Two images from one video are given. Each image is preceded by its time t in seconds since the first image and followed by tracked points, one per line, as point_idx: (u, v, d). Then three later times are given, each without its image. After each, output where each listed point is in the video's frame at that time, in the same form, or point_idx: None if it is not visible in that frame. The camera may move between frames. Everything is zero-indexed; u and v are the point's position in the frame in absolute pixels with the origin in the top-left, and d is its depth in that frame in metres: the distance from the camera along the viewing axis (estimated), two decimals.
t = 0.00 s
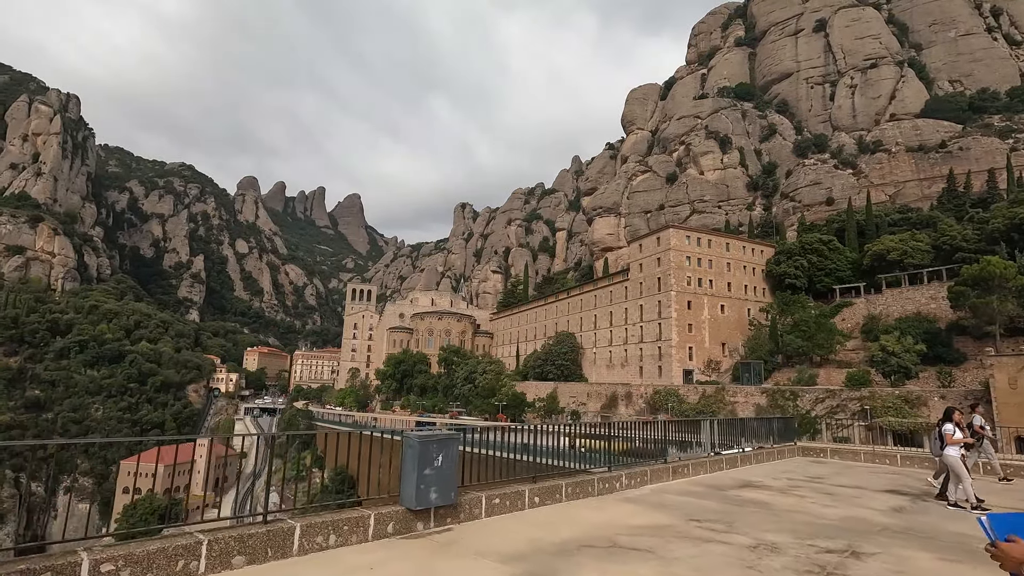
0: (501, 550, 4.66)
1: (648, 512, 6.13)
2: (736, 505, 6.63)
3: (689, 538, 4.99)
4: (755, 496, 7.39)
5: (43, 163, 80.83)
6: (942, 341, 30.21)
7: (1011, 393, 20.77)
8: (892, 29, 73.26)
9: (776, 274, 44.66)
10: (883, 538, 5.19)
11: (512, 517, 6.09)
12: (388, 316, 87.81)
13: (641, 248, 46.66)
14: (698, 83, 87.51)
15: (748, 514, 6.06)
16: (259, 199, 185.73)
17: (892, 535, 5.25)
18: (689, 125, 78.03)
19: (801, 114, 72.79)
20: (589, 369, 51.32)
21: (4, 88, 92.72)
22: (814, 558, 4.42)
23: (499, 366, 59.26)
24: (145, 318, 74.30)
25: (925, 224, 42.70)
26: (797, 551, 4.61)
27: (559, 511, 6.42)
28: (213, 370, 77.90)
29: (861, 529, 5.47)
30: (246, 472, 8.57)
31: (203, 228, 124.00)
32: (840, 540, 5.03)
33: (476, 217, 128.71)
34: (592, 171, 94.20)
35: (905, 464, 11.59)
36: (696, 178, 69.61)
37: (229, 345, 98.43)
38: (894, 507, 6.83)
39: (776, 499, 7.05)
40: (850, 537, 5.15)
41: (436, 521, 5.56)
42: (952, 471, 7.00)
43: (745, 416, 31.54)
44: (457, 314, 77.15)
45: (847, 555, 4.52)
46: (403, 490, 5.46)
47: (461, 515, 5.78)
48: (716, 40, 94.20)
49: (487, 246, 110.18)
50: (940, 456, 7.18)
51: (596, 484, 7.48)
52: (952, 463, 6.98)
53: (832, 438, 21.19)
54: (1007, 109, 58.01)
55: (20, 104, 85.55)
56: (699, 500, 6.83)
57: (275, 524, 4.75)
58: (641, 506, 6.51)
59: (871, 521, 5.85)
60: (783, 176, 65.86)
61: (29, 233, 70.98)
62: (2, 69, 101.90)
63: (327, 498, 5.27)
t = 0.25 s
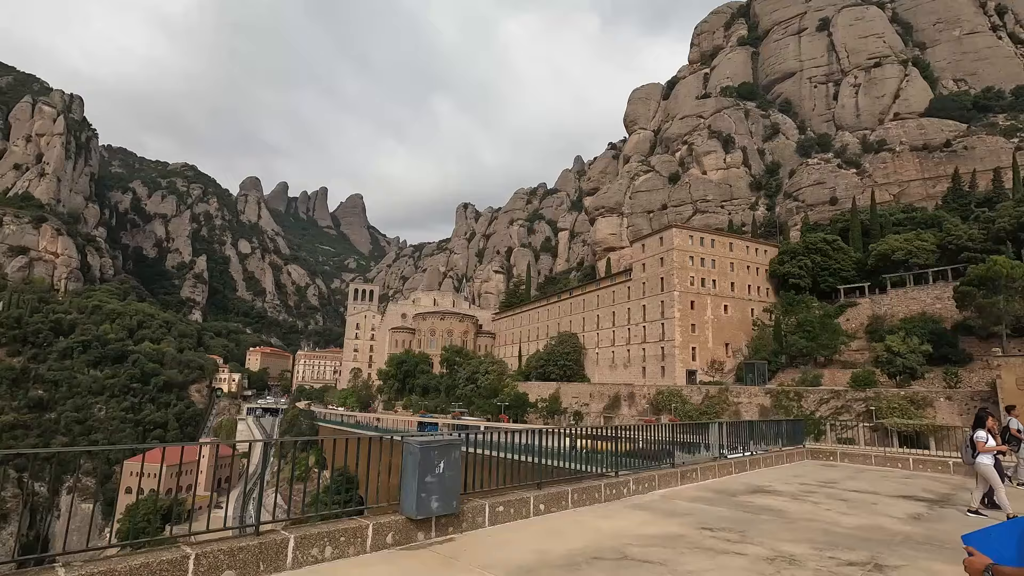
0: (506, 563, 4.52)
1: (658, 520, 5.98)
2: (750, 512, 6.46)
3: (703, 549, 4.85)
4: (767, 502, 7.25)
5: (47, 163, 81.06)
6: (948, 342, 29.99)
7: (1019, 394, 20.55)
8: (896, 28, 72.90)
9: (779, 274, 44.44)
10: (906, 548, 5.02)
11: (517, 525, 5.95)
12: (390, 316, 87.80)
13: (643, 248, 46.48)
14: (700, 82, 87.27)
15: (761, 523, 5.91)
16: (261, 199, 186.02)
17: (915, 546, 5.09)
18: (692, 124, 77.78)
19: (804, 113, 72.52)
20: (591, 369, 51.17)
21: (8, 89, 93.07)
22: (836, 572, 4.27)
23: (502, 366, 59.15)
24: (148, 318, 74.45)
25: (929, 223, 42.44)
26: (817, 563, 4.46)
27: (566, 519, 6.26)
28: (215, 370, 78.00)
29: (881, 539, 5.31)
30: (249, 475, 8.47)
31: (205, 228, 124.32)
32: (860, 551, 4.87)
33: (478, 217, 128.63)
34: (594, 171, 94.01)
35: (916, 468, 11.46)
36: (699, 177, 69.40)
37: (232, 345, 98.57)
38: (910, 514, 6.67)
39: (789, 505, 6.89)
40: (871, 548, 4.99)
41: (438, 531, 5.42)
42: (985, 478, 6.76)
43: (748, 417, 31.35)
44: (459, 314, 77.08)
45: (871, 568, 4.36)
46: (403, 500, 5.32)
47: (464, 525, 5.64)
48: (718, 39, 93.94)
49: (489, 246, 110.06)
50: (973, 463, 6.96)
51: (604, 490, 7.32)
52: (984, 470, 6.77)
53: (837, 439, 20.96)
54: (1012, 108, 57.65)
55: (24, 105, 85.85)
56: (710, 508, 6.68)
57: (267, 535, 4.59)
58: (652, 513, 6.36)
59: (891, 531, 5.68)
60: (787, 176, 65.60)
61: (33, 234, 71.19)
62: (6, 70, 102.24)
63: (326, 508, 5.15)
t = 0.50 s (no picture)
0: (508, 568, 4.40)
1: (668, 523, 5.86)
2: (761, 515, 6.33)
3: (715, 554, 4.72)
4: (779, 504, 7.11)
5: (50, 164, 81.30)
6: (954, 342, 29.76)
7: None
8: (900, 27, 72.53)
9: (782, 274, 44.27)
10: (927, 554, 4.88)
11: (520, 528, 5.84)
12: (392, 316, 87.78)
13: (646, 248, 46.31)
14: (703, 82, 87.18)
15: (774, 526, 5.79)
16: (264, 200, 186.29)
17: (934, 551, 4.95)
18: (695, 124, 77.56)
19: (807, 113, 72.30)
20: (593, 369, 51.05)
21: (12, 90, 93.51)
22: None
23: (504, 366, 59.03)
24: (151, 318, 74.60)
25: (935, 223, 42.16)
26: (834, 570, 4.34)
27: (570, 521, 6.16)
28: (218, 370, 78.08)
29: (900, 545, 5.18)
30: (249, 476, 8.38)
31: (208, 229, 124.62)
32: (878, 557, 4.74)
33: (480, 217, 128.55)
34: (596, 171, 93.87)
35: (928, 469, 11.37)
36: (701, 177, 69.28)
37: (233, 346, 98.80)
38: (930, 519, 6.50)
39: (801, 508, 6.75)
40: (891, 554, 4.84)
41: (438, 535, 5.31)
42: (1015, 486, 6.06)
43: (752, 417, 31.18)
44: (461, 315, 77.01)
45: (893, 575, 4.22)
46: (401, 503, 5.19)
47: (464, 529, 5.51)
48: (721, 39, 93.70)
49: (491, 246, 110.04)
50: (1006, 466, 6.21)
51: (610, 492, 7.19)
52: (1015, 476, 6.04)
53: (842, 440, 20.81)
54: (1017, 107, 57.23)
55: (27, 106, 86.13)
56: (719, 511, 6.55)
57: (256, 539, 4.47)
58: (661, 516, 6.23)
59: (909, 535, 5.54)
60: (790, 175, 65.40)
61: (36, 234, 71.44)
62: (10, 71, 102.64)
63: (324, 510, 5.05)
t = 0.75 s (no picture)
0: None
1: (678, 532, 5.71)
2: (773, 523, 6.16)
3: (731, 567, 4.56)
4: (791, 511, 6.94)
5: (54, 164, 81.55)
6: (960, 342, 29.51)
7: None
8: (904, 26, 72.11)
9: (786, 275, 44.03)
10: (950, 566, 4.72)
11: (523, 537, 5.69)
12: (394, 317, 87.70)
13: (649, 248, 46.11)
14: (706, 82, 86.94)
15: (789, 535, 5.64)
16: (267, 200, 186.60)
17: (959, 563, 4.77)
18: (698, 124, 77.31)
19: (811, 113, 72.00)
20: (596, 370, 50.88)
21: (16, 91, 93.89)
22: None
23: (506, 367, 58.88)
24: (154, 318, 74.75)
25: (940, 223, 41.85)
26: None
27: (575, 529, 6.01)
28: (220, 370, 78.21)
29: (920, 556, 5.01)
30: (254, 476, 8.30)
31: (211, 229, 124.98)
32: (901, 570, 4.58)
33: (482, 218, 128.48)
34: (599, 172, 93.65)
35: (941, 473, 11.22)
36: (704, 177, 69.05)
37: (236, 346, 99.01)
38: (948, 527, 6.34)
39: (815, 516, 6.57)
40: (914, 567, 4.67)
41: (437, 545, 5.15)
42: None
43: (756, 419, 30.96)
44: (464, 315, 76.90)
45: None
46: (397, 511, 5.04)
47: (464, 538, 5.36)
48: (724, 39, 93.41)
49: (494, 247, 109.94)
50: None
51: (616, 498, 7.06)
52: None
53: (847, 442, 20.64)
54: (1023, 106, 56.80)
55: (31, 106, 86.42)
56: (730, 518, 6.38)
57: (242, 551, 4.32)
58: (670, 524, 6.06)
59: (930, 545, 5.36)
60: (794, 175, 65.14)
61: (40, 234, 71.64)
62: (14, 72, 103.05)
63: (319, 518, 4.92)
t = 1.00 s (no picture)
0: None
1: (692, 541, 5.55)
2: (791, 532, 6.00)
3: None
4: (808, 519, 6.77)
5: (58, 164, 81.85)
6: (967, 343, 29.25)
7: None
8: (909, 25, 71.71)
9: (791, 275, 43.79)
10: None
11: (529, 545, 5.54)
12: (397, 317, 87.63)
13: (652, 248, 45.92)
14: (709, 82, 86.70)
15: (807, 544, 5.49)
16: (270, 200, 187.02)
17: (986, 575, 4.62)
18: (701, 124, 77.08)
19: (815, 112, 71.72)
20: (599, 370, 50.70)
21: (21, 92, 94.34)
22: None
23: (509, 367, 58.70)
24: (157, 319, 74.90)
25: (946, 222, 41.54)
26: None
27: (581, 537, 5.84)
28: (223, 370, 78.31)
29: (945, 567, 4.85)
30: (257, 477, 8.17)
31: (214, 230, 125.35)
32: None
33: (485, 218, 128.41)
34: (601, 172, 93.39)
35: (955, 477, 11.05)
36: (707, 177, 68.81)
37: (239, 346, 99.18)
38: (968, 535, 6.19)
39: (832, 523, 6.41)
40: None
41: (439, 555, 5.00)
42: None
43: (761, 420, 30.75)
44: (466, 315, 76.81)
45: None
46: (396, 521, 4.89)
47: (467, 548, 5.19)
48: (727, 38, 93.16)
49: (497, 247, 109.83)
50: None
51: (624, 505, 6.87)
52: None
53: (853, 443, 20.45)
54: None
55: (36, 108, 86.75)
56: (745, 526, 6.22)
57: (231, 565, 4.13)
58: (683, 532, 5.90)
59: (955, 555, 5.22)
60: (797, 175, 64.86)
61: (44, 234, 71.89)
62: (19, 73, 103.53)
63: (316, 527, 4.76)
